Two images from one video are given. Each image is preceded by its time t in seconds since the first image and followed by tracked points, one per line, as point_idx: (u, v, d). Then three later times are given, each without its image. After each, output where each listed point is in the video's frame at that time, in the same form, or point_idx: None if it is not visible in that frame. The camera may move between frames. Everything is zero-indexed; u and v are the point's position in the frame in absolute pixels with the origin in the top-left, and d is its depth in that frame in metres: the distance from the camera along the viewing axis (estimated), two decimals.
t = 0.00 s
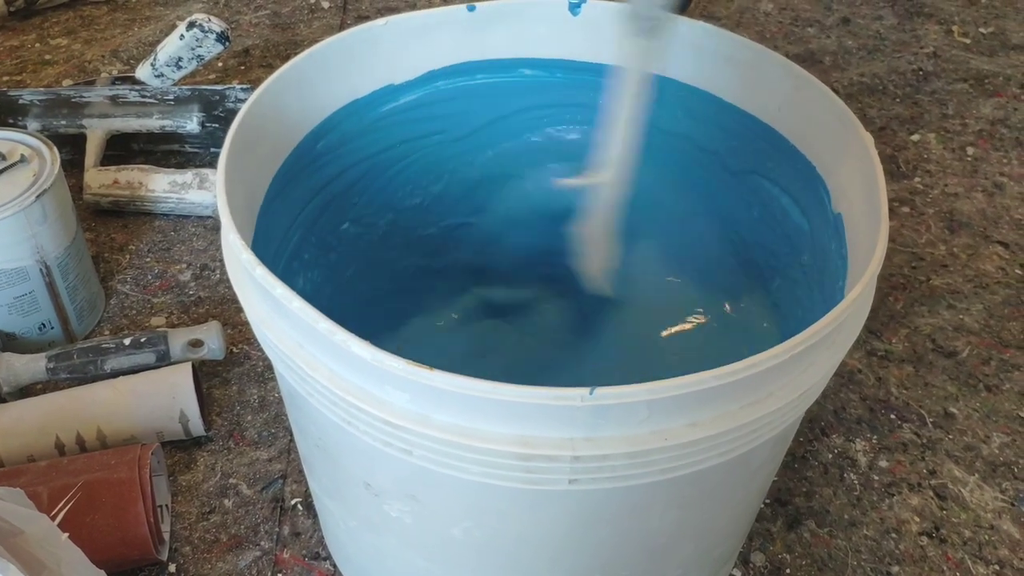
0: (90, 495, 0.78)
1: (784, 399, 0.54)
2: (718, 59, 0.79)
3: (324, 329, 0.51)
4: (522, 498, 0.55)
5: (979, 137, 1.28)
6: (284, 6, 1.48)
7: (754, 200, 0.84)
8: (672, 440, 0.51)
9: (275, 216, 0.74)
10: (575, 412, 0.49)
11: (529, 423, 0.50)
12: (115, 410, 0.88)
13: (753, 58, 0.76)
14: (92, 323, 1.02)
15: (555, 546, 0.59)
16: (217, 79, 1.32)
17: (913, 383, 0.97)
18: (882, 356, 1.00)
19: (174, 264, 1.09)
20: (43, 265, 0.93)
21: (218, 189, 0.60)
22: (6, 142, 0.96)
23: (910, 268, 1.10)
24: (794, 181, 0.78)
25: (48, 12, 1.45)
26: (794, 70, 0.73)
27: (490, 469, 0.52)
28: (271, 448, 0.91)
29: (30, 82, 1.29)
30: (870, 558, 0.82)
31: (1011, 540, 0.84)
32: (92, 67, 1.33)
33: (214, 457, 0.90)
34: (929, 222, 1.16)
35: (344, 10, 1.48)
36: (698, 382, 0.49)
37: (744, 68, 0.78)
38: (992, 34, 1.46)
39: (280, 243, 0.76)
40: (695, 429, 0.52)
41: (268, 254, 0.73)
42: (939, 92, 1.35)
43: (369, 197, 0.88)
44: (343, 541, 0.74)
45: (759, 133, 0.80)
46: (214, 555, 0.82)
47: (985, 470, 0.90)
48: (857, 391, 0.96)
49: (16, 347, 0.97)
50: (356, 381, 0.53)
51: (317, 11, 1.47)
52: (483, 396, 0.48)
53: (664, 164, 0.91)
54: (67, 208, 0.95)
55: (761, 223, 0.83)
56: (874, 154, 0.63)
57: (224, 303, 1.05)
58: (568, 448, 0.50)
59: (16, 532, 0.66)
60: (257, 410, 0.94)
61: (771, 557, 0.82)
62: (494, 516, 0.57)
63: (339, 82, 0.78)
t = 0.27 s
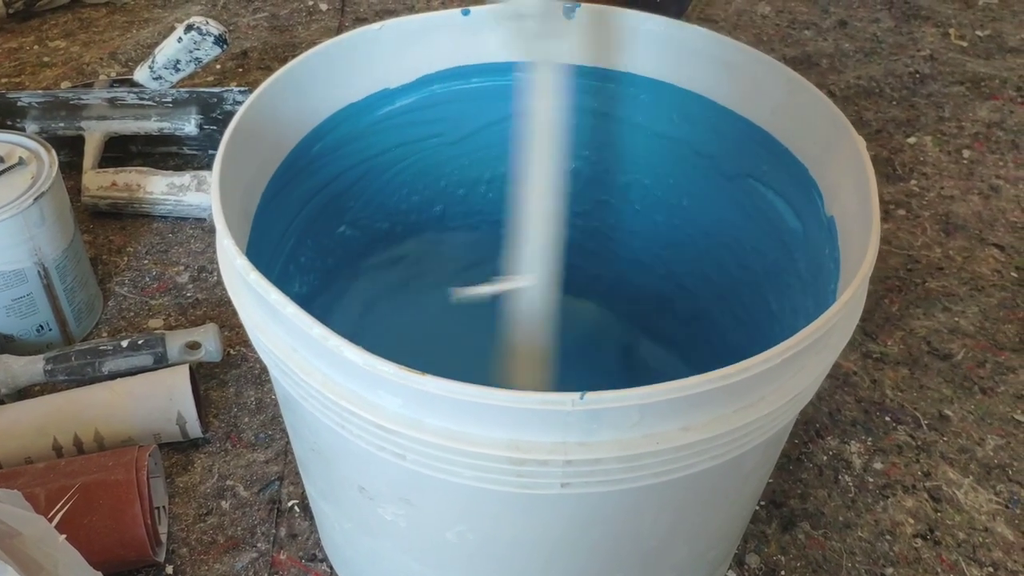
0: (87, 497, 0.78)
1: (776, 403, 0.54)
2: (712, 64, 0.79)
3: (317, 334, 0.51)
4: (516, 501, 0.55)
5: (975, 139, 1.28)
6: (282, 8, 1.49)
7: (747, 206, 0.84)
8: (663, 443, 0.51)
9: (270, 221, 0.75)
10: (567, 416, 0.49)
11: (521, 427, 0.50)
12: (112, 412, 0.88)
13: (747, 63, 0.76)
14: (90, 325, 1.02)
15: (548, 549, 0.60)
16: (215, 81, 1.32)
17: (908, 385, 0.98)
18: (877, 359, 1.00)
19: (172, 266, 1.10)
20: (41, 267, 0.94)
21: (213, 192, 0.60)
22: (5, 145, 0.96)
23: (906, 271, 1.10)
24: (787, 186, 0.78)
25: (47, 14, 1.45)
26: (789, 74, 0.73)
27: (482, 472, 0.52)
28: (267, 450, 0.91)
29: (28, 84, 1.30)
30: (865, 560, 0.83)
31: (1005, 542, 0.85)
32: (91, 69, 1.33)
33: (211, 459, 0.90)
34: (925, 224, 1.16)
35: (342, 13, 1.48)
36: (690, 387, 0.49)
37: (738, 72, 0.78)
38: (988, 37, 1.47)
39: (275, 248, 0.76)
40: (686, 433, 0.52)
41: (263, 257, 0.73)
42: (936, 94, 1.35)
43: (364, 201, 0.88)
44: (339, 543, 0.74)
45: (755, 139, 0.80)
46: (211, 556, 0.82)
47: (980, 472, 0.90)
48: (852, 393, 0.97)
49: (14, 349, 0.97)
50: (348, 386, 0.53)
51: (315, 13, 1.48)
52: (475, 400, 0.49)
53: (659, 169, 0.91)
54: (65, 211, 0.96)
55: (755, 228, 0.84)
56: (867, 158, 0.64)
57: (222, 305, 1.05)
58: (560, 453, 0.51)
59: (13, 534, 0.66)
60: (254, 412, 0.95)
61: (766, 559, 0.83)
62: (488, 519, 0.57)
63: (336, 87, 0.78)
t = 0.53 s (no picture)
0: (95, 495, 0.78)
1: (783, 400, 0.54)
2: (717, 63, 0.79)
3: (327, 332, 0.51)
4: (525, 498, 0.55)
5: (977, 138, 1.29)
6: (285, 7, 1.49)
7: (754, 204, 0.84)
8: (671, 440, 0.52)
9: (277, 219, 0.75)
10: (576, 413, 0.49)
11: (530, 424, 0.50)
12: (118, 410, 0.89)
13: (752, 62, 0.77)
14: (96, 323, 1.02)
15: (557, 545, 0.60)
16: (219, 80, 1.33)
17: (911, 383, 0.98)
18: (880, 357, 1.01)
19: (177, 265, 1.10)
20: (47, 266, 0.94)
21: (222, 192, 0.60)
22: (10, 144, 0.96)
23: (909, 269, 1.10)
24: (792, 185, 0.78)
25: (50, 13, 1.45)
26: (793, 73, 0.73)
27: (492, 469, 0.53)
28: (273, 448, 0.92)
29: (32, 83, 1.30)
30: (869, 558, 0.83)
31: (1009, 540, 0.85)
32: (94, 68, 1.33)
33: (217, 457, 0.91)
34: (928, 223, 1.16)
35: (345, 12, 1.48)
36: (699, 383, 0.49)
37: (743, 71, 0.78)
38: (990, 36, 1.47)
39: (282, 246, 0.77)
40: (694, 430, 0.52)
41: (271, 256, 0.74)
42: (938, 93, 1.36)
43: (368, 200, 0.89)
44: (347, 541, 0.74)
45: (759, 138, 0.80)
46: (218, 554, 0.83)
47: (983, 470, 0.90)
48: (856, 391, 0.97)
49: (20, 348, 0.98)
50: (359, 382, 0.53)
51: (318, 12, 1.48)
52: (486, 397, 0.49)
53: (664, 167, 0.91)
54: (71, 210, 0.96)
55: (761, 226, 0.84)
56: (872, 157, 0.64)
57: (227, 303, 1.06)
58: (570, 449, 0.51)
59: (21, 532, 0.66)
60: (260, 410, 0.95)
61: (770, 557, 0.83)
62: (497, 516, 0.58)
63: (342, 86, 0.78)
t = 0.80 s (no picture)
0: (97, 496, 0.78)
1: (783, 402, 0.55)
2: (718, 63, 0.80)
3: (329, 334, 0.51)
4: (525, 500, 0.55)
5: (978, 137, 1.29)
6: (286, 6, 1.49)
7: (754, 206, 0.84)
8: (672, 442, 0.52)
9: (280, 219, 0.75)
10: (576, 416, 0.49)
11: (531, 426, 0.51)
12: (120, 411, 0.89)
13: (754, 62, 0.77)
14: (97, 324, 1.03)
15: (557, 546, 0.60)
16: (219, 80, 1.33)
17: (912, 383, 0.98)
18: (881, 357, 1.01)
19: (179, 265, 1.10)
20: (48, 267, 0.94)
21: (224, 193, 0.60)
22: (12, 145, 0.96)
23: (910, 269, 1.10)
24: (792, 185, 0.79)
25: (51, 13, 1.45)
26: (795, 74, 0.73)
27: (492, 471, 0.53)
28: (275, 449, 0.92)
29: (33, 83, 1.30)
30: (870, 557, 0.83)
31: (1009, 539, 0.85)
32: (96, 68, 1.33)
33: (218, 457, 0.91)
34: (929, 222, 1.16)
35: (346, 11, 1.48)
36: (699, 386, 0.49)
37: (744, 72, 0.78)
38: (991, 35, 1.47)
39: (285, 246, 0.77)
40: (695, 432, 0.52)
41: (273, 257, 0.74)
42: (939, 92, 1.36)
43: (371, 199, 0.88)
44: (347, 541, 0.75)
45: (761, 139, 0.80)
46: (220, 555, 0.83)
47: (984, 470, 0.91)
48: (856, 391, 0.97)
49: (21, 348, 0.98)
50: (360, 385, 0.53)
51: (319, 11, 1.48)
52: (487, 400, 0.49)
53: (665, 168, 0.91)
54: (72, 211, 0.96)
55: (761, 228, 0.84)
56: (874, 158, 0.64)
57: (228, 303, 1.06)
58: (570, 451, 0.51)
59: (24, 533, 0.66)
60: (261, 410, 0.95)
61: (771, 557, 0.83)
62: (498, 518, 0.58)
63: (343, 87, 0.78)
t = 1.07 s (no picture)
0: (89, 498, 0.78)
1: (774, 404, 0.54)
2: (711, 64, 0.79)
3: (318, 336, 0.51)
4: (516, 502, 0.55)
5: (974, 137, 1.28)
6: (282, 7, 1.49)
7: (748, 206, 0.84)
8: (662, 445, 0.52)
9: (272, 221, 0.75)
10: (566, 418, 0.49)
11: (520, 429, 0.50)
12: (113, 413, 0.89)
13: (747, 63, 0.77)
14: (91, 326, 1.02)
15: (547, 549, 0.60)
16: (214, 80, 1.32)
17: (907, 384, 0.98)
18: (876, 358, 1.00)
19: (173, 266, 1.10)
20: (41, 269, 0.94)
21: (213, 194, 0.60)
22: (5, 146, 0.96)
23: (905, 269, 1.10)
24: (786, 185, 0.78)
25: (46, 14, 1.45)
26: (788, 75, 0.73)
27: (482, 473, 0.53)
28: (268, 450, 0.92)
29: (28, 84, 1.30)
30: (864, 559, 0.83)
31: (1004, 541, 0.85)
32: (90, 69, 1.33)
33: (212, 459, 0.91)
34: (924, 223, 1.16)
35: (341, 11, 1.48)
36: (689, 388, 0.49)
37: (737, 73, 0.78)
38: (988, 35, 1.47)
39: (277, 248, 0.77)
40: (685, 434, 0.52)
41: (264, 258, 0.73)
42: (935, 92, 1.35)
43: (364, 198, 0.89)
44: (339, 543, 0.74)
45: (754, 140, 0.80)
46: (213, 557, 0.83)
47: (979, 471, 0.90)
48: (851, 392, 0.97)
49: (14, 350, 0.97)
50: (349, 387, 0.53)
51: (314, 12, 1.47)
52: (476, 402, 0.49)
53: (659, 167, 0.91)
54: (65, 212, 0.96)
55: (754, 229, 0.84)
56: (866, 160, 0.64)
57: (222, 305, 1.06)
58: (560, 454, 0.51)
59: (15, 536, 0.66)
60: (255, 412, 0.95)
61: (765, 559, 0.83)
62: (489, 520, 0.58)
63: (336, 88, 0.78)
